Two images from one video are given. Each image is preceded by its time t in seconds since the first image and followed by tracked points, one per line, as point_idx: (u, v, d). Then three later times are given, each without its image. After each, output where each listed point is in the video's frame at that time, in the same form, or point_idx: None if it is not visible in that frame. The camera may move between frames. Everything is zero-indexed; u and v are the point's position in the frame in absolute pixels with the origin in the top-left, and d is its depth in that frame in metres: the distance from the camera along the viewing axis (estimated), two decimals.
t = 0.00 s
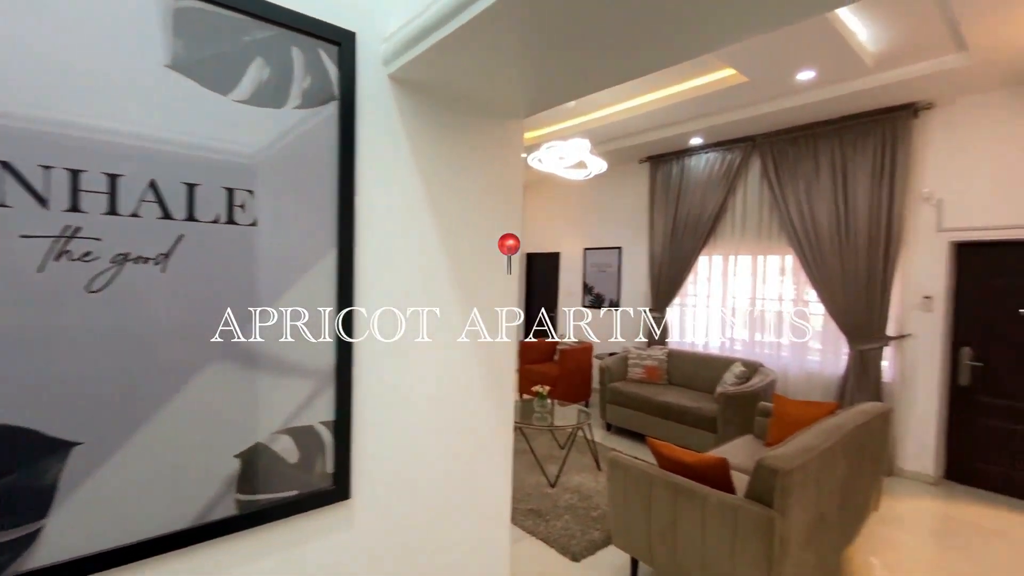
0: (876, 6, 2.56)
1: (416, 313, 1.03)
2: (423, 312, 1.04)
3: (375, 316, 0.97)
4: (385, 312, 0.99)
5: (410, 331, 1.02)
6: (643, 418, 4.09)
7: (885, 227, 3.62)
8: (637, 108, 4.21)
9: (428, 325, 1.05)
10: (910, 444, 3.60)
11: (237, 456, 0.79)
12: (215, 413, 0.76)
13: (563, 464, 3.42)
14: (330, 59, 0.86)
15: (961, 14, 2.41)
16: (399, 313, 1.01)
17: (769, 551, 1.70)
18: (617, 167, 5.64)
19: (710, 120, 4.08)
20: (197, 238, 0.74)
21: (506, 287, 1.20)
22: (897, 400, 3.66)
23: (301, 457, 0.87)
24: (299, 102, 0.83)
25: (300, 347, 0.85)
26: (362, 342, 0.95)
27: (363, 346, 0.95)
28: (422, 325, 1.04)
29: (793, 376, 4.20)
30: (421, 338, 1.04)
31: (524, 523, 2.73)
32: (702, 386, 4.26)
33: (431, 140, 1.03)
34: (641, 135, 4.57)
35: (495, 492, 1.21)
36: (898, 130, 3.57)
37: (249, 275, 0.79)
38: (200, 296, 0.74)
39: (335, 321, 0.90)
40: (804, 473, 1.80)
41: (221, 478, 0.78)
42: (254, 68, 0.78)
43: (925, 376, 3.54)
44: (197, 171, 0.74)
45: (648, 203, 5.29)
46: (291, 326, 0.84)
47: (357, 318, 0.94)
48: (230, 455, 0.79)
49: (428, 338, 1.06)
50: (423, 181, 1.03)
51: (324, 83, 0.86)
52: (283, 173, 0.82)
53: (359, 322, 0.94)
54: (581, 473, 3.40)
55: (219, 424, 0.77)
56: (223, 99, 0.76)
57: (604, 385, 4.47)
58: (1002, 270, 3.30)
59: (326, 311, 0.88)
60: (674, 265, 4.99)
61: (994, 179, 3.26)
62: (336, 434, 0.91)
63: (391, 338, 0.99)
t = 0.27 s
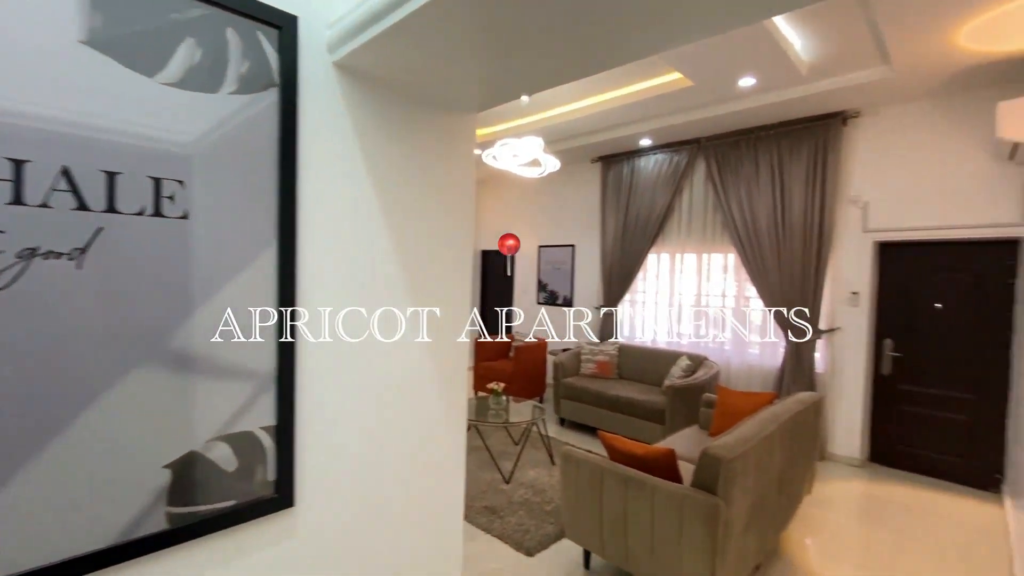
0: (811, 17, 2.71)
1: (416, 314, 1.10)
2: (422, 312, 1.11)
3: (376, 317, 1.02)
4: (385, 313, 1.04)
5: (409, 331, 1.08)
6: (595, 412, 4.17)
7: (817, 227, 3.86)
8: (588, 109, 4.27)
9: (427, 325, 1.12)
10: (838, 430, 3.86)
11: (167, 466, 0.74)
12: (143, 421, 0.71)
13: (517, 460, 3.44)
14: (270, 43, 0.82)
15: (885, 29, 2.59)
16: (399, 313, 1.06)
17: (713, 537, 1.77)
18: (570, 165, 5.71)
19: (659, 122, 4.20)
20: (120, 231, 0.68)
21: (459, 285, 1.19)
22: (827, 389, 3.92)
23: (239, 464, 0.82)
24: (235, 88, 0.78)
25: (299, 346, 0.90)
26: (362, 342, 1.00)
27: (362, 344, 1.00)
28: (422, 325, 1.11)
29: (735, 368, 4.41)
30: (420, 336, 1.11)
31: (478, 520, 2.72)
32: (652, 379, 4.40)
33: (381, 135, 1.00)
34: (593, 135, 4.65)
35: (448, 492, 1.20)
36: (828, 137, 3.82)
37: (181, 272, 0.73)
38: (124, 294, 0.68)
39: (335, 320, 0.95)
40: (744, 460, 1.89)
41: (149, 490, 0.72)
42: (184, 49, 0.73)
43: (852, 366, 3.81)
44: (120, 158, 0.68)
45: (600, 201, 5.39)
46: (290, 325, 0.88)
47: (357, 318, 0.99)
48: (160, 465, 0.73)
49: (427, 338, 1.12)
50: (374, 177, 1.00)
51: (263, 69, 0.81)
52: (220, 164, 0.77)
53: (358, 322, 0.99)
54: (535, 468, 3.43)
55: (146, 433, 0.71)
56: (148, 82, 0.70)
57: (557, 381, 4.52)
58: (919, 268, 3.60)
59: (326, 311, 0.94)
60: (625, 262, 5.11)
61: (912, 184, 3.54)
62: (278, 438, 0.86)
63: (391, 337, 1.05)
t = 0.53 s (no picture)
0: (753, 25, 2.84)
1: (416, 315, 1.16)
2: (422, 314, 1.17)
3: (376, 317, 1.09)
4: (383, 313, 1.11)
5: (408, 331, 1.15)
6: (551, 408, 4.22)
7: (758, 226, 4.06)
8: (543, 106, 4.27)
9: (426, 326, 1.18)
10: (778, 418, 4.09)
11: (88, 481, 0.68)
12: (59, 432, 0.65)
13: (473, 458, 3.43)
14: (202, 25, 0.77)
15: (819, 39, 2.75)
16: (399, 313, 1.13)
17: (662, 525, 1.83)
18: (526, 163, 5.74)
19: (611, 122, 4.29)
20: (31, 225, 0.62)
21: (410, 282, 1.16)
22: (767, 380, 4.13)
23: (172, 475, 0.77)
24: (164, 71, 0.73)
25: (299, 344, 0.95)
26: (361, 341, 1.07)
27: (362, 342, 1.07)
28: (422, 327, 1.17)
29: (684, 362, 4.57)
30: (420, 336, 1.18)
31: (434, 520, 2.69)
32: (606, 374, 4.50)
33: (326, 126, 0.97)
34: (548, 133, 4.68)
35: (400, 491, 1.18)
36: (768, 140, 4.02)
37: (104, 269, 0.68)
38: (36, 292, 0.62)
39: (336, 321, 1.02)
40: (691, 449, 1.96)
41: (68, 507, 0.67)
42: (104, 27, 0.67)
43: (790, 358, 4.04)
44: (30, 144, 0.62)
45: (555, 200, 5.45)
46: (229, 325, 0.84)
47: (358, 319, 1.06)
48: (81, 480, 0.67)
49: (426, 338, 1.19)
50: (319, 170, 0.96)
51: (195, 52, 0.76)
52: (149, 152, 0.72)
53: (359, 323, 1.06)
54: (491, 465, 3.43)
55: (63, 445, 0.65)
56: (63, 61, 0.64)
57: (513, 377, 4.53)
58: (848, 265, 3.86)
59: (326, 311, 0.99)
60: (580, 260, 5.20)
61: (842, 186, 3.79)
62: (216, 445, 0.82)
63: (391, 336, 1.12)
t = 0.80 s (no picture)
0: (704, 29, 2.93)
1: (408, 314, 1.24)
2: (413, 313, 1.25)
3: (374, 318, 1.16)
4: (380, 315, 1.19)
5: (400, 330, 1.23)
6: (510, 404, 4.23)
7: (709, 225, 4.21)
8: (501, 103, 4.25)
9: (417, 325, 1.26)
10: (728, 408, 4.26)
11: (4, 498, 0.62)
12: None
13: (433, 457, 3.39)
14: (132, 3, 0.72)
15: (765, 46, 2.87)
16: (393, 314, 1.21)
17: (619, 517, 1.87)
18: (484, 160, 5.72)
19: (569, 120, 4.33)
20: None
21: (360, 281, 1.14)
22: (718, 373, 4.30)
23: (102, 487, 0.72)
24: (88, 50, 0.68)
25: (300, 343, 1.01)
26: (360, 341, 1.14)
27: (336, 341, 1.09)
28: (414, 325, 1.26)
29: (640, 356, 4.69)
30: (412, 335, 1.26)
31: (393, 521, 2.65)
32: (564, 369, 4.56)
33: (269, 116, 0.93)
34: (507, 130, 4.68)
35: (352, 495, 1.15)
36: (718, 142, 4.17)
37: (21, 266, 0.62)
38: None
39: (336, 322, 1.08)
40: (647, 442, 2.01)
41: None
42: None
43: (738, 351, 4.22)
44: None
45: (514, 197, 5.46)
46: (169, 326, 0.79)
47: (355, 319, 1.13)
48: None
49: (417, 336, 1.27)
50: (263, 163, 0.92)
51: (125, 31, 0.71)
52: (74, 139, 0.66)
53: (357, 323, 1.13)
54: (451, 464, 3.40)
55: None
56: None
57: (473, 375, 4.51)
58: (791, 262, 4.07)
59: (325, 312, 1.06)
60: (539, 257, 5.23)
61: (784, 187, 3.99)
62: (152, 454, 0.77)
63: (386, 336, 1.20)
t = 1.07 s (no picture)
0: (662, 31, 3.00)
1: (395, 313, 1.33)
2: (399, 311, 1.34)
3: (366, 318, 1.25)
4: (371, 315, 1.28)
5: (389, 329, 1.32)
6: (474, 402, 4.21)
7: (666, 223, 4.33)
8: (462, 100, 4.21)
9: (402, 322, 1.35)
10: (685, 401, 4.40)
11: None
12: None
13: (395, 458, 3.34)
14: None
15: (720, 49, 2.97)
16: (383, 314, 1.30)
17: (582, 510, 1.90)
18: (446, 156, 5.67)
19: (530, 118, 4.35)
20: None
21: (313, 278, 1.12)
22: (676, 366, 4.43)
23: (33, 502, 0.67)
24: (14, 29, 0.64)
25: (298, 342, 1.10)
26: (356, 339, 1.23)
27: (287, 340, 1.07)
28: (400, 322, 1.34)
29: (601, 352, 4.77)
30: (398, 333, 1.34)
31: (354, 524, 2.59)
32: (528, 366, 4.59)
33: (210, 109, 0.90)
34: (468, 126, 4.65)
35: (305, 498, 1.12)
36: (675, 142, 4.29)
37: None
38: None
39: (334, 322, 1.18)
40: (607, 435, 2.05)
41: None
42: None
43: (694, 345, 4.37)
44: None
45: (476, 195, 5.44)
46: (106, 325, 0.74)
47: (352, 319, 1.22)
48: None
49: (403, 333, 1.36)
50: (206, 156, 0.89)
51: (52, 13, 0.68)
52: None
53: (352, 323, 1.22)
54: (414, 464, 3.36)
55: None
56: None
57: (436, 374, 4.46)
58: (743, 259, 4.24)
59: (323, 312, 1.15)
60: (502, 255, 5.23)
61: (736, 186, 4.14)
62: (89, 465, 0.72)
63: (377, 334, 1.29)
